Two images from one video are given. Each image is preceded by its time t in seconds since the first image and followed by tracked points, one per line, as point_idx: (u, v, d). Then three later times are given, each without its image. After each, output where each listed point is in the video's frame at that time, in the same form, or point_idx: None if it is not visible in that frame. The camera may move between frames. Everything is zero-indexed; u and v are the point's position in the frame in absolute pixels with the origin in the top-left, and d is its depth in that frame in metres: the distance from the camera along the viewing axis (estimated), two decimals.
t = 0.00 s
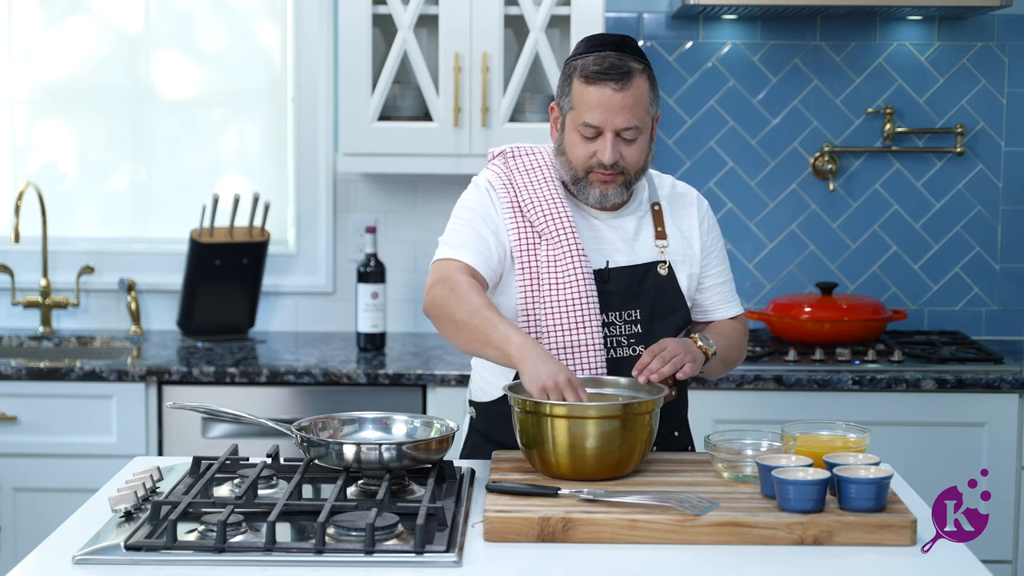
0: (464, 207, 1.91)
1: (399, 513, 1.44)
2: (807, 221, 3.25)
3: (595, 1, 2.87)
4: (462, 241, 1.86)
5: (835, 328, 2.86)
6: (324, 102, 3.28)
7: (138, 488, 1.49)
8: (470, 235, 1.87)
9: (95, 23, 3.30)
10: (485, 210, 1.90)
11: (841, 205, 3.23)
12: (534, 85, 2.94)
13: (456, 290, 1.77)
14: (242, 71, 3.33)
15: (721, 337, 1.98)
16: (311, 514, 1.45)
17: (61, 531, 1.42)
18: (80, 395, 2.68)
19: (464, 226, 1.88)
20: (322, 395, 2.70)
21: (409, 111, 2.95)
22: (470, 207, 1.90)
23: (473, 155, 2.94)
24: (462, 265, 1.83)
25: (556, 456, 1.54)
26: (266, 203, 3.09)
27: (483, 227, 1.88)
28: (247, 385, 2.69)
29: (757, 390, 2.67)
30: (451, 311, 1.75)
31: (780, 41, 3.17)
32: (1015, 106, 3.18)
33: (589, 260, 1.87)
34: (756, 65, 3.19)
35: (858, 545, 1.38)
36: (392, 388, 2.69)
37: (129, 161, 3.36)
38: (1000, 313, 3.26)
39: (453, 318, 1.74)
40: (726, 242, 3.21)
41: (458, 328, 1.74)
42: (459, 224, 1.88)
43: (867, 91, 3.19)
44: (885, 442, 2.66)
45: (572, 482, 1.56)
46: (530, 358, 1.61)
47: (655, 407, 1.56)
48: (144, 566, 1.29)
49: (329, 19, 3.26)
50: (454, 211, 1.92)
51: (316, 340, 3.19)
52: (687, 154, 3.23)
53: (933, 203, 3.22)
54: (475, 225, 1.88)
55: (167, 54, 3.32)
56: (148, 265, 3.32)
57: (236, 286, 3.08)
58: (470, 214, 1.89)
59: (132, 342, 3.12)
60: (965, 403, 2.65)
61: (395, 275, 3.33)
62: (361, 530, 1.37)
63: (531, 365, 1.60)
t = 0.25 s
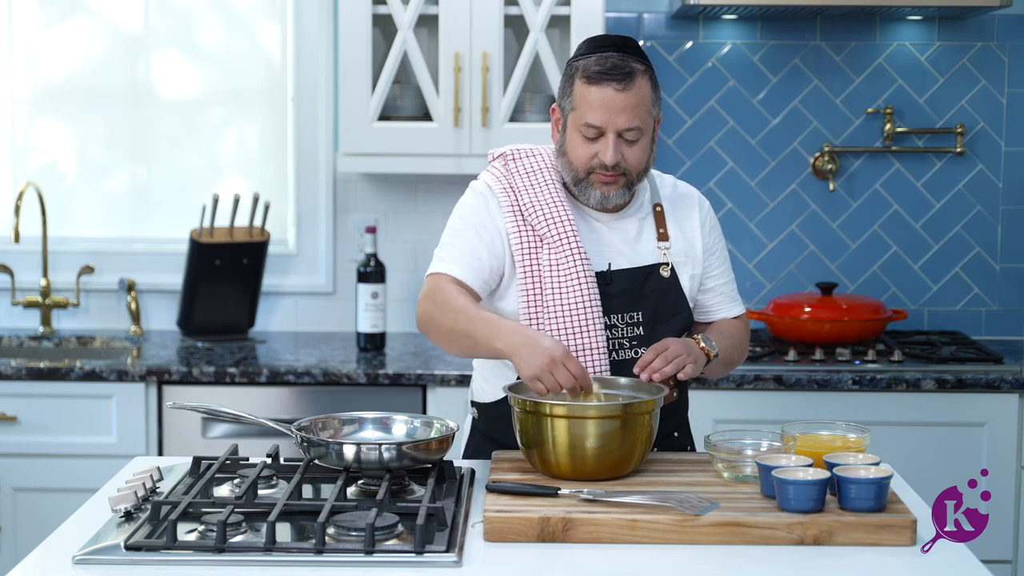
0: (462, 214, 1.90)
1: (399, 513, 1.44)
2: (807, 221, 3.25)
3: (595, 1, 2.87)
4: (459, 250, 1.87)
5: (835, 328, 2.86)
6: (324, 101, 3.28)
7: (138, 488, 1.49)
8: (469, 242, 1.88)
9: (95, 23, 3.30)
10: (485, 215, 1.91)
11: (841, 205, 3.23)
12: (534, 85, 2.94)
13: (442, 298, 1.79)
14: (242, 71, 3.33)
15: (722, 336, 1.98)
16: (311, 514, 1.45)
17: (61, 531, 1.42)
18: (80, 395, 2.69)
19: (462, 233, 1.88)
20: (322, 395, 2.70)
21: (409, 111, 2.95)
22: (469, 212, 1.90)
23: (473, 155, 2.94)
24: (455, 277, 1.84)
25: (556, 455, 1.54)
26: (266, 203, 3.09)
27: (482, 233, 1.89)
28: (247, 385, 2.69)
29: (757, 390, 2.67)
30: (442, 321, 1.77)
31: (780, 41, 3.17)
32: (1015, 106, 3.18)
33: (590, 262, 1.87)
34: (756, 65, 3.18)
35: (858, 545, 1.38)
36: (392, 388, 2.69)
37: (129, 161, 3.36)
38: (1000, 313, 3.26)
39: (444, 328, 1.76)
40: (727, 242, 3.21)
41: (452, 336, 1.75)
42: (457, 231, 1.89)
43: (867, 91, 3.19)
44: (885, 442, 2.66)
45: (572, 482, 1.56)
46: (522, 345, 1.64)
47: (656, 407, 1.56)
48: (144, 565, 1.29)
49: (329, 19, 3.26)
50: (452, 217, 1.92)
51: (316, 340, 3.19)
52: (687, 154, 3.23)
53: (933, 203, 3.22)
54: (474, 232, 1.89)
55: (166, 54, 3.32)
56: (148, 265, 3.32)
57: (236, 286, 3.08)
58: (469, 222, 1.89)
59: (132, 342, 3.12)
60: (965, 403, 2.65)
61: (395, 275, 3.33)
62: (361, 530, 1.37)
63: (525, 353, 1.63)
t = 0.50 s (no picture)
0: (454, 224, 1.92)
1: (399, 513, 1.44)
2: (807, 221, 3.25)
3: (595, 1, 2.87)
4: (448, 263, 1.89)
5: (835, 328, 2.86)
6: (324, 101, 3.28)
7: (138, 488, 1.49)
8: (459, 255, 1.89)
9: (95, 24, 3.30)
10: (477, 227, 1.91)
11: (841, 205, 3.23)
12: (534, 85, 2.94)
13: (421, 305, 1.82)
14: (242, 71, 3.33)
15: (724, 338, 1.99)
16: (312, 514, 1.45)
17: (61, 531, 1.42)
18: (80, 395, 2.68)
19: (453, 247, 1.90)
20: (322, 395, 2.70)
21: (409, 111, 2.95)
22: (461, 225, 1.91)
23: (473, 155, 2.94)
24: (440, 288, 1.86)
25: (556, 455, 1.54)
26: (266, 203, 3.09)
27: (474, 246, 1.91)
28: (247, 385, 2.69)
29: (757, 390, 2.67)
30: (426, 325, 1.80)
31: (780, 41, 3.18)
32: (1015, 106, 3.18)
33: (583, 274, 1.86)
34: (757, 65, 3.18)
35: (858, 545, 1.38)
36: (392, 388, 2.69)
37: (129, 162, 3.36)
38: (1000, 313, 3.26)
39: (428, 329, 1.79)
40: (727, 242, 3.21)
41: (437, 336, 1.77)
42: (447, 244, 1.90)
43: (867, 91, 3.19)
44: (885, 442, 2.66)
45: (572, 482, 1.56)
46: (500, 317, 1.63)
47: (656, 407, 1.56)
48: (144, 565, 1.29)
49: (329, 20, 3.26)
50: (444, 228, 1.93)
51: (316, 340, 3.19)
52: (687, 154, 3.23)
53: (933, 203, 3.22)
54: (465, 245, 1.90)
55: (166, 55, 3.32)
56: (148, 265, 3.32)
57: (236, 286, 3.08)
58: (461, 234, 1.91)
59: (132, 342, 3.12)
60: (965, 402, 2.65)
61: (395, 275, 3.33)
62: (361, 531, 1.37)
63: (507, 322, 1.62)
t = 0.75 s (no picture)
0: (450, 233, 1.93)
1: (399, 513, 1.44)
2: (807, 221, 3.25)
3: (595, 1, 2.87)
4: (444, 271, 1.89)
5: (835, 328, 2.86)
6: (324, 101, 3.28)
7: (138, 488, 1.49)
8: (455, 264, 1.90)
9: (95, 24, 3.30)
10: (473, 236, 1.92)
11: (841, 205, 3.23)
12: (534, 85, 2.94)
13: (427, 294, 1.82)
14: (241, 72, 3.33)
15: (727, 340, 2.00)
16: (311, 514, 1.45)
17: (61, 531, 1.42)
18: (80, 395, 2.68)
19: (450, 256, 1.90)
20: (322, 395, 2.70)
21: (409, 111, 2.95)
22: (458, 233, 1.92)
23: (473, 155, 2.94)
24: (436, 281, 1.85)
25: (556, 455, 1.54)
26: (266, 203, 3.09)
27: (470, 254, 1.91)
28: (247, 385, 2.69)
29: (757, 390, 2.67)
30: (433, 313, 1.80)
31: (780, 41, 3.17)
32: (1015, 106, 3.18)
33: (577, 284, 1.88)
34: (757, 65, 3.18)
35: (859, 545, 1.38)
36: (392, 388, 2.69)
37: (129, 162, 3.36)
38: (1000, 313, 3.26)
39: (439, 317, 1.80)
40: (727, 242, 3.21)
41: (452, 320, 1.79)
42: (444, 252, 1.91)
43: (867, 91, 3.19)
44: (885, 442, 2.66)
45: (572, 482, 1.56)
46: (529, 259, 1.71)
47: (656, 407, 1.56)
48: (144, 565, 1.29)
49: (329, 20, 3.26)
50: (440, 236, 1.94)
51: (316, 340, 3.19)
52: (687, 154, 3.23)
53: (933, 204, 3.22)
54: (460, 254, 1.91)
55: (166, 55, 3.32)
56: (148, 265, 3.32)
57: (236, 286, 3.08)
58: (456, 242, 1.92)
59: (132, 342, 3.12)
60: (965, 402, 2.65)
61: (395, 275, 3.33)
62: (361, 531, 1.37)
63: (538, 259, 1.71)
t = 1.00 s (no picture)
0: (446, 238, 1.92)
1: (399, 513, 1.44)
2: (807, 221, 3.25)
3: (595, 1, 2.87)
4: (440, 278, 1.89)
5: (835, 328, 2.86)
6: (324, 101, 3.28)
7: (138, 488, 1.49)
8: (451, 270, 1.90)
9: (95, 24, 3.30)
10: (469, 241, 1.91)
11: (841, 205, 3.23)
12: (534, 85, 2.94)
13: (426, 301, 1.82)
14: (241, 72, 3.33)
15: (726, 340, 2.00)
16: (311, 514, 1.45)
17: (61, 531, 1.42)
18: (79, 395, 2.68)
19: (446, 262, 1.90)
20: (322, 395, 2.70)
21: (409, 111, 2.95)
22: (454, 239, 1.92)
23: (473, 155, 2.94)
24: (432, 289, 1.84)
25: (556, 456, 1.54)
26: (266, 203, 3.09)
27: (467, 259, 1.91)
28: (247, 385, 2.69)
29: (757, 390, 2.67)
30: (432, 319, 1.80)
31: (780, 41, 3.17)
32: (1015, 106, 3.18)
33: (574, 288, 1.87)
34: (757, 65, 3.18)
35: (859, 544, 1.38)
36: (392, 388, 2.69)
37: (129, 162, 3.36)
38: (1000, 313, 3.26)
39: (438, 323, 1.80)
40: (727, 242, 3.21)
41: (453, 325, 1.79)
42: (440, 259, 1.91)
43: (867, 91, 3.19)
44: (885, 442, 2.66)
45: (572, 482, 1.56)
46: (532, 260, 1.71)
47: (656, 407, 1.56)
48: (144, 565, 1.29)
49: (329, 20, 3.26)
50: (436, 241, 1.94)
51: (316, 340, 3.19)
52: (688, 154, 3.23)
53: (933, 204, 3.22)
54: (456, 259, 1.91)
55: (166, 55, 3.32)
56: (148, 265, 3.32)
57: (236, 286, 3.08)
58: (452, 248, 1.91)
59: (132, 342, 3.12)
60: (965, 402, 2.65)
61: (396, 275, 3.33)
62: (361, 530, 1.37)
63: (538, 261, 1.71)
